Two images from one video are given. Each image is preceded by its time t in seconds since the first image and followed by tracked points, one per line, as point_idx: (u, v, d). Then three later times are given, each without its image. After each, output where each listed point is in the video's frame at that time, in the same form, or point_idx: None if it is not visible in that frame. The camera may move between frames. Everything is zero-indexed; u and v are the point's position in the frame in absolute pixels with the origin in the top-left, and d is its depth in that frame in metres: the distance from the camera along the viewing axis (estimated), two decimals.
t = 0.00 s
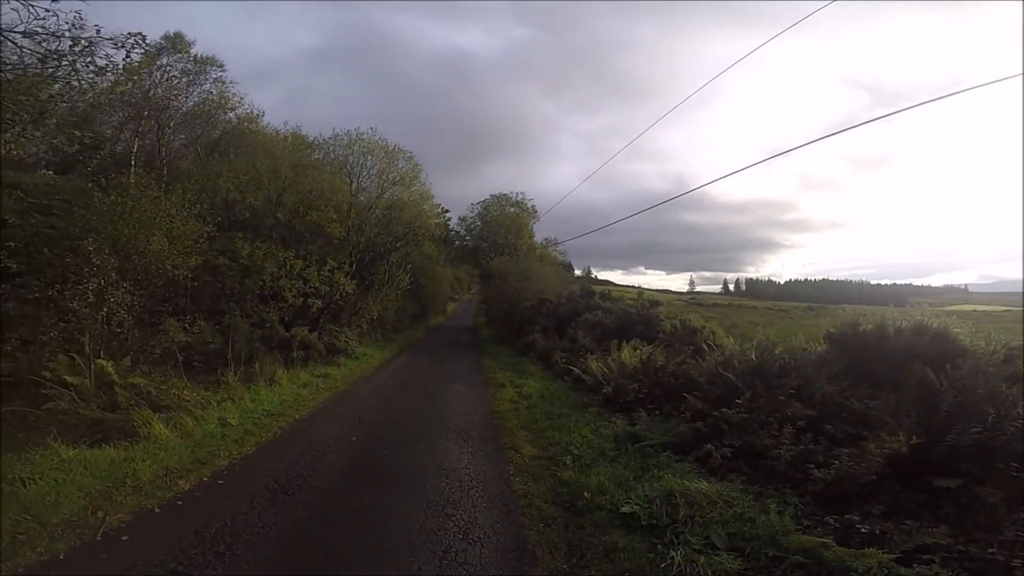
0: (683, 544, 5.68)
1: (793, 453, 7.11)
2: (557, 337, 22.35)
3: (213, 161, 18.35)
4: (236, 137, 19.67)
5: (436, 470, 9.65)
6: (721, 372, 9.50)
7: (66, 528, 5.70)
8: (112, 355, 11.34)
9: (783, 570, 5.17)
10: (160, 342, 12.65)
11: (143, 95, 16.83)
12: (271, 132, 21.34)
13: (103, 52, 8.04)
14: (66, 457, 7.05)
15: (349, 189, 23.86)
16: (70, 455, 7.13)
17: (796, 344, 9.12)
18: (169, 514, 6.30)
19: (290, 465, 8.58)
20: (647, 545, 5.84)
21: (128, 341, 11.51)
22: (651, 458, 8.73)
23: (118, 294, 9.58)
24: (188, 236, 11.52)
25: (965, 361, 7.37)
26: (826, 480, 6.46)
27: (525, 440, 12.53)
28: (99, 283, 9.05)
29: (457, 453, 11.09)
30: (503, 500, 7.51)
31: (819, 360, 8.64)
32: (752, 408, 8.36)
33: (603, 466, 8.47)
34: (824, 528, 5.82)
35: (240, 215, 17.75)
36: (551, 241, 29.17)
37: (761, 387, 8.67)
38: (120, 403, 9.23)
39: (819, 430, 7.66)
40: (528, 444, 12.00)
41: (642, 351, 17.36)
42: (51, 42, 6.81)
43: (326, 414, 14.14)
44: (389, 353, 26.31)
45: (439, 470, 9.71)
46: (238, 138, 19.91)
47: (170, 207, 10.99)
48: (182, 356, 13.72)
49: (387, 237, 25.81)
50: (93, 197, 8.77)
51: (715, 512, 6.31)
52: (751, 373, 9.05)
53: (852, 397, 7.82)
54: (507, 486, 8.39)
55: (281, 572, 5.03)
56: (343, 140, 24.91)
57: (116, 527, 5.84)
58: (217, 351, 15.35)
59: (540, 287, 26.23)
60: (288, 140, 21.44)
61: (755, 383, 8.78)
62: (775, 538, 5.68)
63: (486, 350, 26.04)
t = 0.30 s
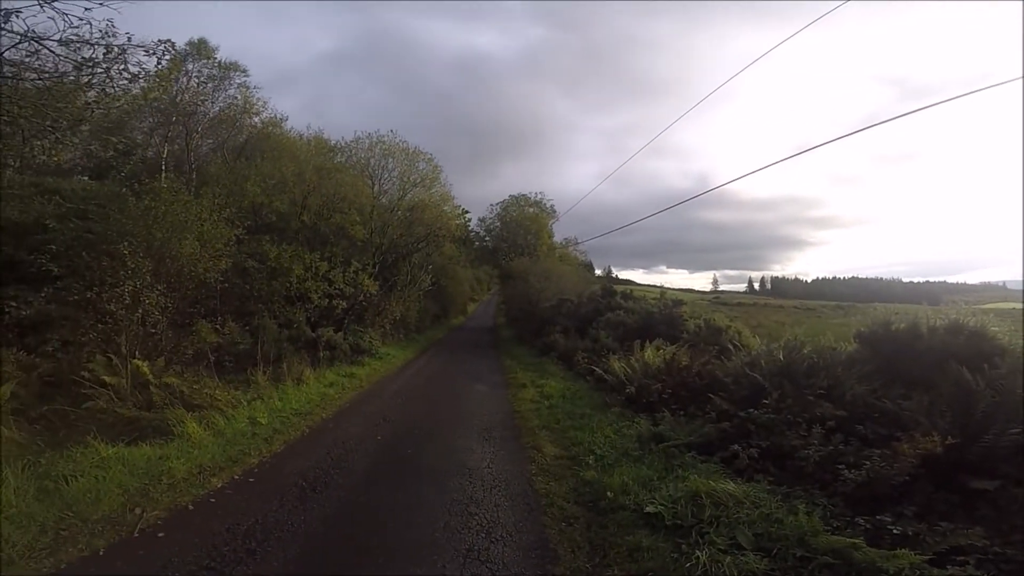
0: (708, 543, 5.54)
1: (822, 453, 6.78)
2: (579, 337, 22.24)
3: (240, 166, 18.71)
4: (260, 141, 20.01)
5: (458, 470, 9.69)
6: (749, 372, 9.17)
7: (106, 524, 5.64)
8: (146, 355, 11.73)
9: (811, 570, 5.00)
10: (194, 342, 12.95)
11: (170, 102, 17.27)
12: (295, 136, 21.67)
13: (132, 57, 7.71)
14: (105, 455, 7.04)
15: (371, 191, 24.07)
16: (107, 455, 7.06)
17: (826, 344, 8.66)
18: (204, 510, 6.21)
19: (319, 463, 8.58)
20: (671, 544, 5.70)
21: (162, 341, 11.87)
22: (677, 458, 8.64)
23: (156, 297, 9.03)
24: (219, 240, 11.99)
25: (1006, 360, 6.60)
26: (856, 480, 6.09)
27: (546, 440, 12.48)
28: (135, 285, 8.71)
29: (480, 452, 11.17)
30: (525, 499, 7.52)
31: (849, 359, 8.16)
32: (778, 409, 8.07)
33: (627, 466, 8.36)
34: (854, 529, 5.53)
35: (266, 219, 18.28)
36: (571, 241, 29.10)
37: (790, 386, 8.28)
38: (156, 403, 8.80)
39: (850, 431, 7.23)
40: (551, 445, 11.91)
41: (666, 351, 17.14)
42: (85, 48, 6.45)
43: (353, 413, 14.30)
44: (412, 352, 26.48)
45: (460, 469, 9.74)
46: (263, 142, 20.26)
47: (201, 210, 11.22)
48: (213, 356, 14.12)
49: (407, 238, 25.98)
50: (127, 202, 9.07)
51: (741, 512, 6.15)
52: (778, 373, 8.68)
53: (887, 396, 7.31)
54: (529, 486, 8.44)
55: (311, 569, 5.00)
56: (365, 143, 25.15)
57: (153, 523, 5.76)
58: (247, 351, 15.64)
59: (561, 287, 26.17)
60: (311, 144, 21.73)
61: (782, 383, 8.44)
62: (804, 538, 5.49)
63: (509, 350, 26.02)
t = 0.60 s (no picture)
0: (731, 543, 5.44)
1: (850, 453, 6.60)
2: (601, 334, 22.10)
3: (264, 167, 19.00)
4: (284, 143, 20.30)
5: (479, 467, 9.71)
6: (773, 370, 8.98)
7: (140, 519, 5.74)
8: (178, 353, 12.00)
9: (837, 571, 4.85)
10: (221, 340, 13.19)
11: (195, 105, 17.61)
12: (317, 137, 21.91)
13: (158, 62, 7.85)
14: (139, 451, 7.16)
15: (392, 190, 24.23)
16: (140, 450, 7.19)
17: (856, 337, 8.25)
18: (233, 506, 6.30)
19: (343, 459, 8.67)
20: (693, 543, 5.61)
21: (191, 339, 12.12)
22: (700, 457, 8.53)
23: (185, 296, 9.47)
24: (245, 240, 12.20)
25: None
26: (885, 480, 5.89)
27: (567, 438, 12.41)
28: (165, 285, 8.97)
29: (500, 449, 11.22)
30: (546, 496, 7.50)
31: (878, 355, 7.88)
32: (805, 407, 7.89)
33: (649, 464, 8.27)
34: (882, 530, 5.35)
35: (290, 219, 18.52)
36: (593, 238, 28.96)
37: (816, 384, 8.07)
38: (186, 400, 8.99)
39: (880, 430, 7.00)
40: (573, 443, 11.84)
41: (690, 348, 16.91)
42: (114, 54, 6.62)
43: (376, 410, 14.42)
44: (435, 350, 26.63)
45: (481, 466, 9.76)
46: (285, 143, 20.52)
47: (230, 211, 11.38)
48: (242, 354, 14.40)
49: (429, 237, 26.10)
50: (156, 203, 9.21)
51: (766, 512, 6.02)
52: (804, 371, 8.41)
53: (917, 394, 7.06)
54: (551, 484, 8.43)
55: (333, 563, 5.06)
56: (385, 142, 25.31)
57: (184, 518, 5.85)
58: (273, 349, 15.88)
59: (582, 285, 26.03)
60: (332, 144, 21.96)
61: (808, 380, 8.24)
62: (831, 538, 5.33)
63: (531, 348, 26.01)
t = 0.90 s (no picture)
0: (745, 544, 5.38)
1: (867, 453, 6.48)
2: (615, 334, 22.00)
3: (279, 168, 19.16)
4: (297, 145, 20.46)
5: (490, 466, 9.70)
6: (789, 369, 8.87)
7: (158, 516, 5.79)
8: (195, 353, 12.15)
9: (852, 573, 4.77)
10: (237, 340, 13.33)
11: (211, 108, 17.80)
12: (330, 138, 22.06)
13: (173, 65, 7.93)
14: (157, 450, 7.24)
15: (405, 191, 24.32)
16: (158, 448, 7.27)
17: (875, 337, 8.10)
18: (248, 504, 6.34)
19: (356, 457, 8.71)
20: (706, 543, 5.56)
21: (207, 339, 12.25)
22: (713, 457, 8.46)
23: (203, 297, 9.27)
24: (259, 241, 12.32)
25: None
26: (904, 480, 5.78)
27: (580, 438, 12.37)
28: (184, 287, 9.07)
29: (513, 448, 11.22)
30: (558, 495, 7.48)
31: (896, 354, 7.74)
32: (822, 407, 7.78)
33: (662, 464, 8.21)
34: (900, 532, 5.24)
35: (305, 220, 18.65)
36: (606, 238, 28.85)
37: (833, 384, 7.96)
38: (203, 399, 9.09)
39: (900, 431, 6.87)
40: (585, 442, 11.79)
41: (705, 347, 16.76)
42: (130, 58, 6.74)
43: (389, 409, 14.48)
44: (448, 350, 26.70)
45: (493, 465, 9.76)
46: (299, 145, 20.66)
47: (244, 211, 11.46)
48: (258, 354, 14.53)
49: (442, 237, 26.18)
50: (172, 204, 9.27)
51: (781, 512, 5.94)
52: (820, 370, 8.32)
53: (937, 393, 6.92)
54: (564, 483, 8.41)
55: (344, 560, 5.08)
56: (397, 143, 25.40)
57: (201, 515, 5.90)
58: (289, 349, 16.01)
59: (595, 284, 25.94)
60: (345, 145, 22.09)
61: (825, 380, 8.13)
62: (846, 539, 5.24)
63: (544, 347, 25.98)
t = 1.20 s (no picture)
0: (746, 544, 5.39)
1: (871, 454, 6.46)
2: (619, 334, 21.98)
3: (284, 168, 19.23)
4: (302, 145, 20.52)
5: (493, 465, 9.71)
6: (794, 370, 8.84)
7: (161, 514, 5.83)
8: (200, 352, 12.22)
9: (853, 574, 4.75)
10: (241, 339, 13.39)
11: (217, 108, 17.88)
12: (335, 138, 22.12)
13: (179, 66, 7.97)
14: (161, 448, 7.29)
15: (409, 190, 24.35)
16: (163, 446, 7.32)
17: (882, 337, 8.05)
18: (251, 502, 6.38)
19: (358, 456, 8.74)
20: (707, 544, 5.56)
21: (213, 339, 12.31)
22: (716, 458, 8.45)
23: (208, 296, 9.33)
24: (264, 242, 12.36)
25: None
26: (907, 481, 5.75)
27: (583, 438, 12.37)
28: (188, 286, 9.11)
29: (515, 448, 11.23)
30: (561, 495, 7.48)
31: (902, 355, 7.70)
32: (826, 408, 7.75)
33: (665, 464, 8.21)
34: (903, 534, 5.21)
35: (310, 219, 18.70)
36: (610, 238, 28.81)
37: (838, 385, 7.93)
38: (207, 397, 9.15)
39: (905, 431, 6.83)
40: (588, 442, 11.79)
41: (709, 348, 16.73)
42: (137, 59, 6.77)
43: (391, 408, 14.52)
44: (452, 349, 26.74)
45: (495, 464, 9.77)
46: (304, 145, 20.72)
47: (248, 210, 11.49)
48: (262, 353, 14.59)
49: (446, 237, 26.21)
50: (178, 203, 9.31)
51: (783, 513, 5.93)
52: (824, 371, 8.32)
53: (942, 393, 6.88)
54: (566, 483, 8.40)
55: (344, 559, 5.10)
56: (401, 143, 25.43)
57: (204, 513, 5.93)
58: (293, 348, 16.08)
59: (599, 284, 25.92)
60: (349, 145, 22.15)
61: (829, 380, 8.10)
62: (849, 540, 5.23)
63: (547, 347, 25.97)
